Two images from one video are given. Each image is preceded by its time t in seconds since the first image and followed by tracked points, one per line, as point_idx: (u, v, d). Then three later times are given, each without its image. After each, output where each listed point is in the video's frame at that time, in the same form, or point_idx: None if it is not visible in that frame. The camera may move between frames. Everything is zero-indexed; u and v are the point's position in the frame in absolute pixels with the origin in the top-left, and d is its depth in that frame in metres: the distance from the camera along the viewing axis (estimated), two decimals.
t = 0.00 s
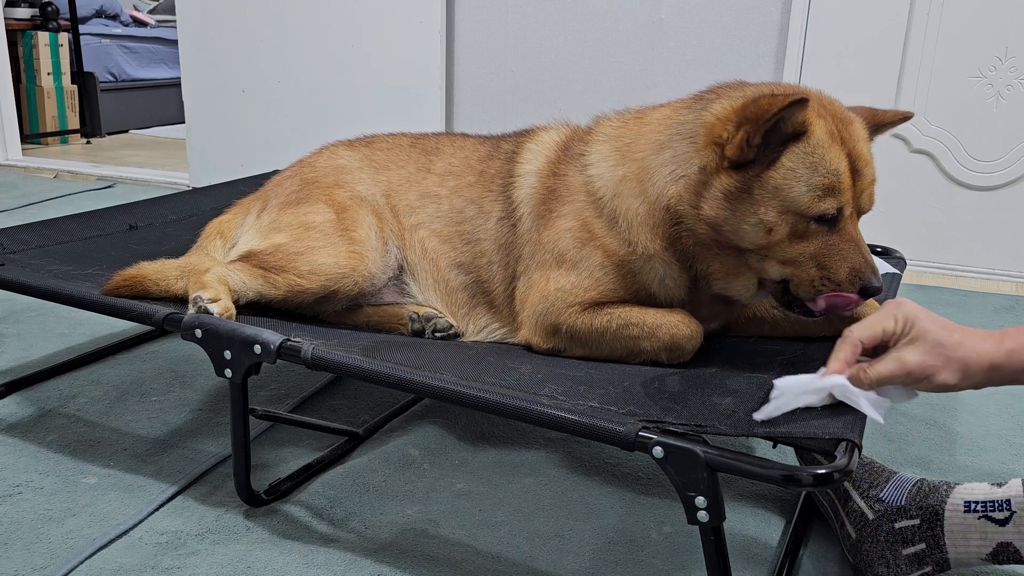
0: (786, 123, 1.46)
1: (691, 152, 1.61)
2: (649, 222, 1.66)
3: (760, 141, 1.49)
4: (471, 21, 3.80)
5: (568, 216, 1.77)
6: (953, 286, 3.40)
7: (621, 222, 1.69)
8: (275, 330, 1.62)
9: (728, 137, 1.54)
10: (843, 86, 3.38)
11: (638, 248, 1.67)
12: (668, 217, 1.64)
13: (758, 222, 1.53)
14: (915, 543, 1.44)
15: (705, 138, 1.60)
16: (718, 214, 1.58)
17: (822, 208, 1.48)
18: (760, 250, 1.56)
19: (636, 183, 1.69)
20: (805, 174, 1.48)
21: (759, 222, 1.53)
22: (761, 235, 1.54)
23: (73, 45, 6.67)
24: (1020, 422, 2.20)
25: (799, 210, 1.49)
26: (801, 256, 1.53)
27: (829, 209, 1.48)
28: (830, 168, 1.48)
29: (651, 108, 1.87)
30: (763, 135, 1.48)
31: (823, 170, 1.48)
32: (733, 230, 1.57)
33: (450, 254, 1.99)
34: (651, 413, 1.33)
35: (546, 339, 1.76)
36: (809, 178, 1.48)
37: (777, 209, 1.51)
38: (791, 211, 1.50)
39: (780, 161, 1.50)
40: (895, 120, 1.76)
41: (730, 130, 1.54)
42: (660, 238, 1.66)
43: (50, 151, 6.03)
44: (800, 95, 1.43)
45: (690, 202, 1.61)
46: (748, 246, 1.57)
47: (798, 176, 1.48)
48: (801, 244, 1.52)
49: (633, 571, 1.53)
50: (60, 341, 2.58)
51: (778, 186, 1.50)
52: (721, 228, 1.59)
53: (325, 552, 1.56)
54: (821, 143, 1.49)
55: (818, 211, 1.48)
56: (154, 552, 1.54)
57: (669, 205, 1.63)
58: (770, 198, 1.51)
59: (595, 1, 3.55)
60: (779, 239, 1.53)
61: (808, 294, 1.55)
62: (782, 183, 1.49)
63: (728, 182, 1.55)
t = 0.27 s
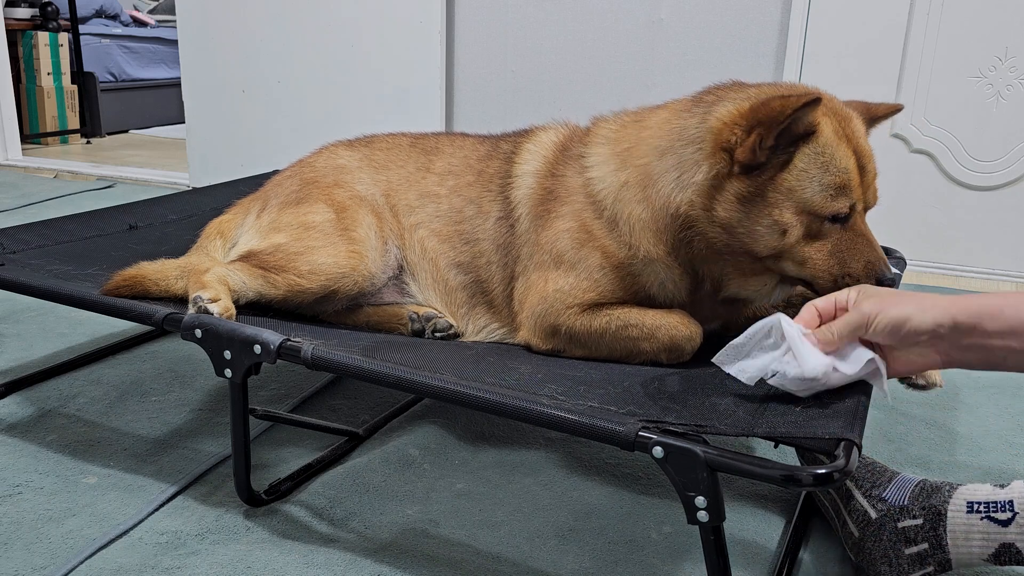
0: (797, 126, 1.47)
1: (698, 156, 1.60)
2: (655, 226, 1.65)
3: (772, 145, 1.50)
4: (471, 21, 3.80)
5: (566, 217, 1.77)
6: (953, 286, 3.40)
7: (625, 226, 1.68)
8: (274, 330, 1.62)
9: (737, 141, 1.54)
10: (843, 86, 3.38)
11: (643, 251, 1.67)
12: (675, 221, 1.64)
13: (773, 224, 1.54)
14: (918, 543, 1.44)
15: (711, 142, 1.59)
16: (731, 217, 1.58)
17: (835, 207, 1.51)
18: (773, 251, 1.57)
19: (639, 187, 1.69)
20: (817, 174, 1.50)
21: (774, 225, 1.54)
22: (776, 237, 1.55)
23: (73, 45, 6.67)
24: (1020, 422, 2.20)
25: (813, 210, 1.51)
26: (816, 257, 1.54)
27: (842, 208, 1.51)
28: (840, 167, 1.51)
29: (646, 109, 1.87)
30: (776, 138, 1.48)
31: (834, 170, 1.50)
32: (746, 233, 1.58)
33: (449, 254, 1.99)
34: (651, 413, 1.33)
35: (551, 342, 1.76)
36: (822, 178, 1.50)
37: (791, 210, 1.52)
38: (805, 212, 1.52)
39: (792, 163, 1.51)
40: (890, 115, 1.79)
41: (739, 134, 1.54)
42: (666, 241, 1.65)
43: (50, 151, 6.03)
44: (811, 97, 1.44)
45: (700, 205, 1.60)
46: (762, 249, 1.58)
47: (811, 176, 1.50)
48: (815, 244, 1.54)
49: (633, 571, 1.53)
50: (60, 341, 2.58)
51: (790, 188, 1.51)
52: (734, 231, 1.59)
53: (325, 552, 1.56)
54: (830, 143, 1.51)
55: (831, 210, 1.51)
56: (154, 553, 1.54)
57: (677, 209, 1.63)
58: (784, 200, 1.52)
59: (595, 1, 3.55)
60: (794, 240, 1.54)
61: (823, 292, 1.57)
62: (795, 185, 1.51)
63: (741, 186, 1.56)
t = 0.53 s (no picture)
0: (817, 125, 1.48)
1: (711, 156, 1.60)
2: (665, 226, 1.66)
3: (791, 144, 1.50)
4: (471, 21, 3.80)
5: (567, 217, 1.77)
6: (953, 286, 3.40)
7: (634, 226, 1.68)
8: (274, 330, 1.62)
9: (754, 141, 1.53)
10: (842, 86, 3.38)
11: (649, 251, 1.67)
12: (685, 221, 1.64)
13: (792, 223, 1.54)
14: (918, 543, 1.44)
15: (724, 142, 1.59)
16: (750, 217, 1.58)
17: (852, 206, 1.52)
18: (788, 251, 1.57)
19: (648, 187, 1.68)
20: (835, 173, 1.51)
21: (793, 224, 1.54)
22: (793, 236, 1.55)
23: (73, 45, 6.67)
24: (1020, 422, 2.20)
25: (830, 209, 1.52)
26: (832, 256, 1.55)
27: (858, 206, 1.53)
28: (856, 166, 1.53)
29: (646, 110, 1.87)
30: (797, 138, 1.49)
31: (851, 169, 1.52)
32: (763, 233, 1.58)
33: (449, 253, 1.99)
34: (651, 413, 1.33)
35: (556, 343, 1.75)
36: (839, 177, 1.51)
37: (810, 209, 1.53)
38: (823, 210, 1.52)
39: (811, 162, 1.52)
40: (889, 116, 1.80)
41: (755, 133, 1.54)
42: (673, 241, 1.66)
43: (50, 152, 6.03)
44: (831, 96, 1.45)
45: (715, 205, 1.60)
46: (777, 248, 1.58)
47: (829, 176, 1.51)
48: (832, 243, 1.54)
49: (633, 571, 1.53)
50: (60, 341, 2.58)
51: (810, 188, 1.52)
52: (751, 230, 1.59)
53: (324, 552, 1.56)
54: (846, 142, 1.53)
55: (848, 209, 1.52)
56: (154, 553, 1.54)
57: (690, 209, 1.62)
58: (804, 199, 1.52)
59: (595, 1, 3.55)
60: (811, 240, 1.54)
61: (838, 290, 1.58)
62: (814, 184, 1.52)
63: (759, 186, 1.56)
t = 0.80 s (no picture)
0: (823, 124, 1.47)
1: (715, 154, 1.60)
2: (668, 225, 1.66)
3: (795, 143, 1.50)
4: (471, 21, 3.80)
5: (567, 216, 1.77)
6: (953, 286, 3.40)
7: (638, 225, 1.68)
8: (274, 330, 1.62)
9: (759, 139, 1.53)
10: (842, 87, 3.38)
11: (651, 250, 1.67)
12: (688, 219, 1.64)
13: (795, 222, 1.53)
14: (918, 542, 1.44)
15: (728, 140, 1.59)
16: (752, 215, 1.57)
17: (854, 205, 1.52)
18: (790, 250, 1.57)
19: (652, 186, 1.68)
20: (839, 172, 1.51)
21: (795, 223, 1.54)
22: (796, 236, 1.55)
23: (73, 45, 6.67)
24: (1020, 421, 2.20)
25: (833, 208, 1.52)
26: (833, 255, 1.55)
27: (861, 206, 1.53)
28: (859, 166, 1.52)
29: (649, 109, 1.87)
30: (802, 137, 1.48)
31: (854, 168, 1.52)
32: (765, 232, 1.57)
33: (450, 252, 1.99)
34: (651, 413, 1.33)
35: (557, 342, 1.75)
36: (843, 176, 1.51)
37: (813, 208, 1.52)
38: (826, 209, 1.52)
39: (815, 161, 1.51)
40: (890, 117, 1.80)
41: (760, 132, 1.53)
42: (676, 240, 1.66)
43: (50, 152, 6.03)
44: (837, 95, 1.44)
45: (718, 204, 1.60)
46: (779, 247, 1.58)
47: (832, 175, 1.51)
48: (833, 242, 1.55)
49: (633, 571, 1.53)
50: (60, 341, 2.58)
51: (814, 186, 1.52)
52: (754, 229, 1.58)
53: (324, 552, 1.56)
54: (849, 142, 1.53)
55: (851, 208, 1.52)
56: (154, 552, 1.54)
57: (694, 207, 1.62)
58: (806, 198, 1.52)
59: (595, 1, 3.55)
60: (813, 240, 1.54)
61: (838, 290, 1.58)
62: (818, 182, 1.51)
63: (763, 185, 1.55)
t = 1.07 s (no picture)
0: (820, 121, 1.47)
1: (715, 153, 1.60)
2: (668, 225, 1.66)
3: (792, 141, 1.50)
4: (471, 21, 3.80)
5: (567, 217, 1.77)
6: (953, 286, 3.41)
7: (636, 224, 1.68)
8: (274, 330, 1.62)
9: (757, 137, 1.53)
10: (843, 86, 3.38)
11: (651, 250, 1.67)
12: (687, 218, 1.64)
13: (791, 220, 1.53)
14: (920, 543, 1.44)
15: (727, 139, 1.59)
16: (749, 213, 1.57)
17: (851, 205, 1.52)
18: (787, 250, 1.57)
19: (650, 185, 1.69)
20: (836, 171, 1.51)
21: (790, 222, 1.54)
22: (791, 234, 1.55)
23: (73, 45, 6.67)
24: (1020, 421, 2.20)
25: (830, 207, 1.52)
26: (829, 255, 1.56)
27: (857, 205, 1.53)
28: (856, 165, 1.52)
29: (650, 109, 1.88)
30: (799, 134, 1.48)
31: (851, 167, 1.51)
32: (761, 230, 1.58)
33: (450, 253, 1.99)
34: (651, 413, 1.33)
35: (557, 342, 1.75)
36: (839, 175, 1.51)
37: (809, 207, 1.52)
38: (823, 208, 1.52)
39: (812, 159, 1.51)
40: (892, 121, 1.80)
41: (758, 129, 1.53)
42: (676, 240, 1.66)
43: (50, 152, 6.03)
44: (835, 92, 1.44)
45: (715, 202, 1.61)
46: (776, 247, 1.58)
47: (829, 173, 1.51)
48: (829, 242, 1.55)
49: (633, 571, 1.53)
50: (60, 341, 2.58)
51: (810, 185, 1.52)
52: (750, 227, 1.59)
53: (325, 552, 1.56)
54: (847, 141, 1.53)
55: (847, 208, 1.52)
56: (154, 553, 1.54)
57: (692, 206, 1.63)
58: (802, 196, 1.52)
59: (595, 1, 3.55)
60: (809, 239, 1.54)
61: (835, 291, 1.58)
62: (814, 181, 1.51)
63: (760, 182, 1.55)
